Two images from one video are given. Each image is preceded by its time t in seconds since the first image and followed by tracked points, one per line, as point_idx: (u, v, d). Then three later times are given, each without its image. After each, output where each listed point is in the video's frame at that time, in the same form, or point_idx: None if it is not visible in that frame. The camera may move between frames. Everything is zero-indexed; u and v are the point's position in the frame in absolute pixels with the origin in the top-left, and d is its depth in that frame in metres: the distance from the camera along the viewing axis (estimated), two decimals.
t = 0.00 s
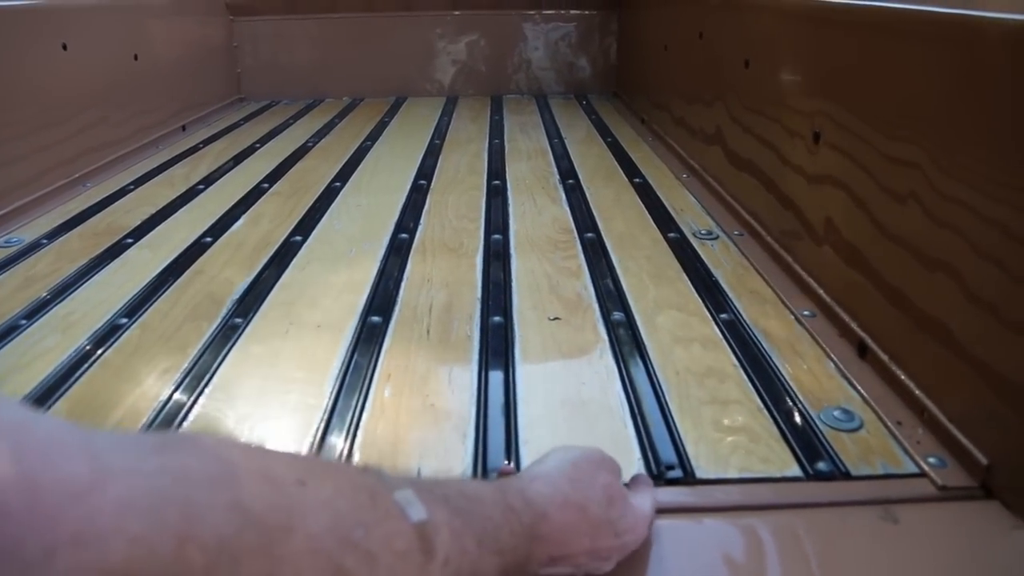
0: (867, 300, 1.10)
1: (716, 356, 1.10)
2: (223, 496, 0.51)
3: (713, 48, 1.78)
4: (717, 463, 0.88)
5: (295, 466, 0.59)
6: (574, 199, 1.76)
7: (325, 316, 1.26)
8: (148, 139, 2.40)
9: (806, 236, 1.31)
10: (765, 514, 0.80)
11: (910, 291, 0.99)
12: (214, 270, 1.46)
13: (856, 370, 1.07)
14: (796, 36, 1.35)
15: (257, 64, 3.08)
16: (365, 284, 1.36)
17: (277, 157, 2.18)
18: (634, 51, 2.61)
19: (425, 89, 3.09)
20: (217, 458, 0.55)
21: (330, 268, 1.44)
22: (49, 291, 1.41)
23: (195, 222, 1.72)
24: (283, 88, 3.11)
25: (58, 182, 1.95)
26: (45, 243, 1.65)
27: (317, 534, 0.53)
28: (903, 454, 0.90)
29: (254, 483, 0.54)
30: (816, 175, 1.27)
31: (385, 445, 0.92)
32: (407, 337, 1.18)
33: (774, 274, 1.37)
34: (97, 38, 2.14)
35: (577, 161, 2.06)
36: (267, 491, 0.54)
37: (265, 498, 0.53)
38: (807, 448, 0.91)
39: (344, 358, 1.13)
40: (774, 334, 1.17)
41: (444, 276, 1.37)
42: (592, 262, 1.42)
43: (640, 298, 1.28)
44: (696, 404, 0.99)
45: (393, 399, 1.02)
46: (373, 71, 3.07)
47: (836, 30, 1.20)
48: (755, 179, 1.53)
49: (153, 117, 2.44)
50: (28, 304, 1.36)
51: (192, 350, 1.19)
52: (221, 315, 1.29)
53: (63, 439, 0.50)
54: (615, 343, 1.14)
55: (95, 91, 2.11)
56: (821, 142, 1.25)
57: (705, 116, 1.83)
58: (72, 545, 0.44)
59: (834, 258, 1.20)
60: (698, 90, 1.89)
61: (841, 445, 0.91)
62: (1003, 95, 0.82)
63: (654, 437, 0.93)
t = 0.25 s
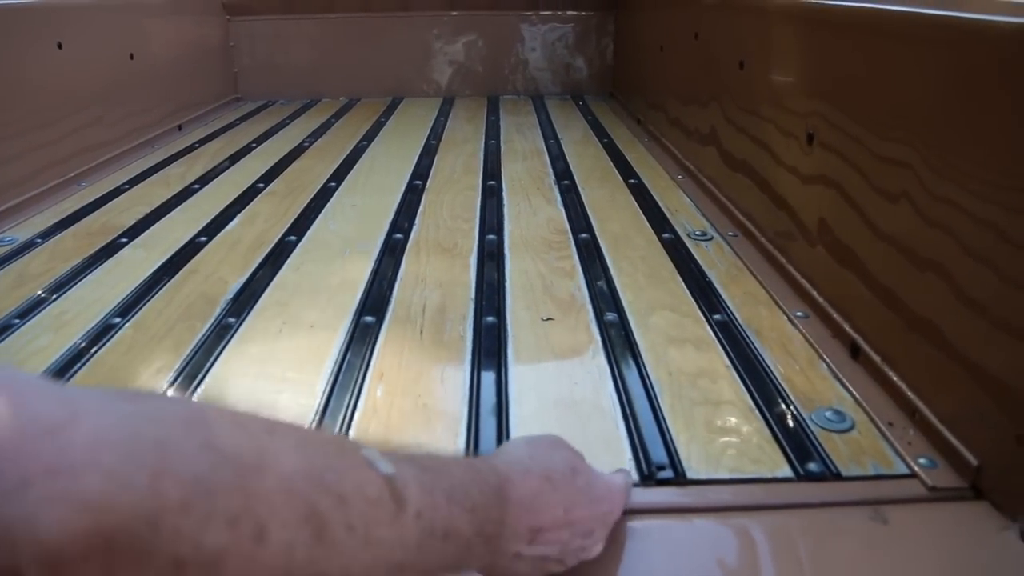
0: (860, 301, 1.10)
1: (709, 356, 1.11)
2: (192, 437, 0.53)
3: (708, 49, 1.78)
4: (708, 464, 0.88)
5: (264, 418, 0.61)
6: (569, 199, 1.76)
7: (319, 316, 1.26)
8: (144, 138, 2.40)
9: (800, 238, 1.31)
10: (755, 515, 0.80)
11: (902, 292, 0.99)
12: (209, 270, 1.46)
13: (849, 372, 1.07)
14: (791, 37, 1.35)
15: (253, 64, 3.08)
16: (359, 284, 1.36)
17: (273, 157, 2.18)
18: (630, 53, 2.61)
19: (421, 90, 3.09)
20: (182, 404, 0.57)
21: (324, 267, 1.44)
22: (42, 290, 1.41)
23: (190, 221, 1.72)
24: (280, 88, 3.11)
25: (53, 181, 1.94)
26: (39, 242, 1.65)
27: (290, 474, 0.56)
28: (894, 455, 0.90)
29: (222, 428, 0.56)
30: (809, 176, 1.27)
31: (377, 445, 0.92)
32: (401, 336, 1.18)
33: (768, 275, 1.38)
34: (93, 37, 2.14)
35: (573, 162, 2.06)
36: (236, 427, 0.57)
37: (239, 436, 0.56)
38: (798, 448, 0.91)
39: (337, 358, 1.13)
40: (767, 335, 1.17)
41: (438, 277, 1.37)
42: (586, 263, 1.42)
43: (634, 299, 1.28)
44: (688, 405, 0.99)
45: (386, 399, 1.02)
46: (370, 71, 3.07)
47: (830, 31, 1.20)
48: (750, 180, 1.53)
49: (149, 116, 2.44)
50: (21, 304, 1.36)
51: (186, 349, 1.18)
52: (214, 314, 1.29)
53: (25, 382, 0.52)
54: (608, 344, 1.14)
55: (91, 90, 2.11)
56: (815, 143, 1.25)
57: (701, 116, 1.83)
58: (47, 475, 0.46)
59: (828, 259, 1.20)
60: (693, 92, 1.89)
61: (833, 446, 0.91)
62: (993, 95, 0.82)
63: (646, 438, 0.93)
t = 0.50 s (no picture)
0: (851, 302, 1.10)
1: (700, 357, 1.11)
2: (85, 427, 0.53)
3: (702, 51, 1.79)
4: (699, 465, 0.88)
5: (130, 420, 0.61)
6: (562, 200, 1.77)
7: (312, 317, 1.26)
8: (138, 139, 2.40)
9: (792, 239, 1.31)
10: (745, 515, 0.80)
11: (893, 292, 0.99)
12: (202, 271, 1.46)
13: (840, 372, 1.07)
14: (783, 38, 1.35)
15: (249, 65, 3.08)
16: (352, 285, 1.36)
17: (268, 159, 2.18)
18: (625, 54, 2.61)
19: (416, 91, 3.09)
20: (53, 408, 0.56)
21: (317, 268, 1.44)
22: (35, 291, 1.41)
23: (184, 222, 1.72)
24: (275, 89, 3.10)
25: (47, 182, 1.94)
26: (31, 243, 1.65)
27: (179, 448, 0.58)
28: (884, 455, 0.90)
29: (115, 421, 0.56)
30: (801, 177, 1.28)
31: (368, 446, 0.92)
32: (393, 337, 1.18)
33: (761, 276, 1.38)
34: (87, 38, 2.13)
35: (567, 163, 2.06)
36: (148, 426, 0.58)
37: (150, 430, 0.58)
38: (788, 449, 0.91)
39: (330, 359, 1.13)
40: (759, 336, 1.18)
41: (431, 278, 1.38)
42: (579, 264, 1.42)
43: (626, 299, 1.29)
44: (679, 406, 0.99)
45: (377, 400, 1.02)
46: (365, 72, 3.07)
47: (822, 33, 1.21)
48: (743, 181, 1.54)
49: (143, 117, 2.44)
50: (13, 305, 1.36)
51: (178, 350, 1.18)
52: (207, 315, 1.29)
53: None
54: (600, 345, 1.14)
55: (85, 91, 2.11)
56: (807, 145, 1.25)
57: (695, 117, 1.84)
58: None
59: (820, 259, 1.21)
60: (687, 93, 1.89)
61: (823, 446, 0.92)
62: (981, 94, 0.82)
63: (636, 438, 0.93)
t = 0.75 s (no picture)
0: (845, 301, 1.11)
1: (694, 356, 1.11)
2: None
3: (696, 50, 1.79)
4: (691, 463, 0.88)
5: None
6: (557, 200, 1.77)
7: (306, 317, 1.26)
8: (133, 139, 2.39)
9: (786, 238, 1.31)
10: (737, 514, 0.80)
11: (886, 291, 1.00)
12: (196, 271, 1.46)
13: (833, 371, 1.07)
14: (777, 38, 1.36)
15: (244, 66, 3.08)
16: (346, 285, 1.36)
17: (263, 159, 2.18)
18: (621, 54, 2.62)
19: (412, 91, 3.09)
20: None
21: (311, 268, 1.44)
22: (28, 291, 1.41)
23: (178, 222, 1.72)
24: (271, 89, 3.10)
25: (41, 182, 1.94)
26: (25, 243, 1.64)
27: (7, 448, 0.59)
28: (876, 454, 0.90)
29: None
30: (795, 176, 1.28)
31: (361, 447, 0.93)
32: (387, 337, 1.18)
33: (755, 275, 1.38)
34: (81, 38, 2.13)
35: (562, 163, 2.06)
36: None
37: None
38: (781, 448, 0.92)
39: (323, 359, 1.13)
40: (753, 335, 1.18)
41: (425, 277, 1.38)
42: (573, 263, 1.42)
43: (620, 299, 1.29)
44: (672, 405, 0.99)
45: (371, 400, 1.02)
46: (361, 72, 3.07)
47: (815, 32, 1.21)
48: (737, 181, 1.54)
49: (138, 117, 2.43)
50: (7, 305, 1.36)
51: (172, 350, 1.18)
52: (201, 315, 1.29)
53: None
54: (594, 345, 1.14)
55: (79, 91, 2.10)
56: (800, 144, 1.26)
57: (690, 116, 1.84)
58: None
59: (814, 259, 1.21)
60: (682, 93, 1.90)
61: (815, 445, 0.92)
62: (973, 95, 0.82)
63: (629, 437, 0.93)
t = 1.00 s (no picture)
0: (840, 302, 1.11)
1: (689, 357, 1.11)
2: None
3: (692, 51, 1.79)
4: (686, 464, 0.88)
5: None
6: (553, 201, 1.77)
7: (301, 318, 1.26)
8: (129, 140, 2.39)
9: (781, 239, 1.32)
10: (731, 515, 0.80)
11: (880, 292, 1.00)
12: (192, 272, 1.46)
13: (828, 372, 1.07)
14: (771, 39, 1.36)
15: (241, 66, 3.08)
16: (342, 286, 1.36)
17: (259, 159, 2.18)
18: (617, 55, 2.62)
19: (409, 91, 3.09)
20: None
21: (306, 269, 1.44)
22: (23, 292, 1.41)
23: (174, 223, 1.72)
24: (267, 90, 3.10)
25: (37, 182, 1.93)
26: (20, 244, 1.64)
27: None
28: (870, 455, 0.91)
29: None
30: (790, 177, 1.28)
31: (357, 448, 0.93)
32: (382, 337, 1.18)
33: (750, 276, 1.38)
34: (76, 38, 2.12)
35: (558, 163, 2.06)
36: None
37: None
38: (775, 449, 0.92)
39: (318, 359, 1.13)
40: (748, 337, 1.18)
41: (420, 278, 1.38)
42: (569, 264, 1.43)
43: (616, 300, 1.29)
44: (667, 406, 1.00)
45: (365, 401, 1.02)
46: (357, 73, 3.07)
47: (810, 33, 1.21)
48: (733, 182, 1.54)
49: (133, 118, 2.43)
50: (2, 305, 1.35)
51: (167, 351, 1.18)
52: (196, 316, 1.29)
53: None
54: (589, 346, 1.14)
55: (74, 91, 2.10)
56: (795, 144, 1.26)
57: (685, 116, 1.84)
58: None
59: (809, 259, 1.21)
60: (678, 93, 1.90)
61: (810, 446, 0.92)
62: (965, 95, 0.83)
63: (624, 438, 0.93)
